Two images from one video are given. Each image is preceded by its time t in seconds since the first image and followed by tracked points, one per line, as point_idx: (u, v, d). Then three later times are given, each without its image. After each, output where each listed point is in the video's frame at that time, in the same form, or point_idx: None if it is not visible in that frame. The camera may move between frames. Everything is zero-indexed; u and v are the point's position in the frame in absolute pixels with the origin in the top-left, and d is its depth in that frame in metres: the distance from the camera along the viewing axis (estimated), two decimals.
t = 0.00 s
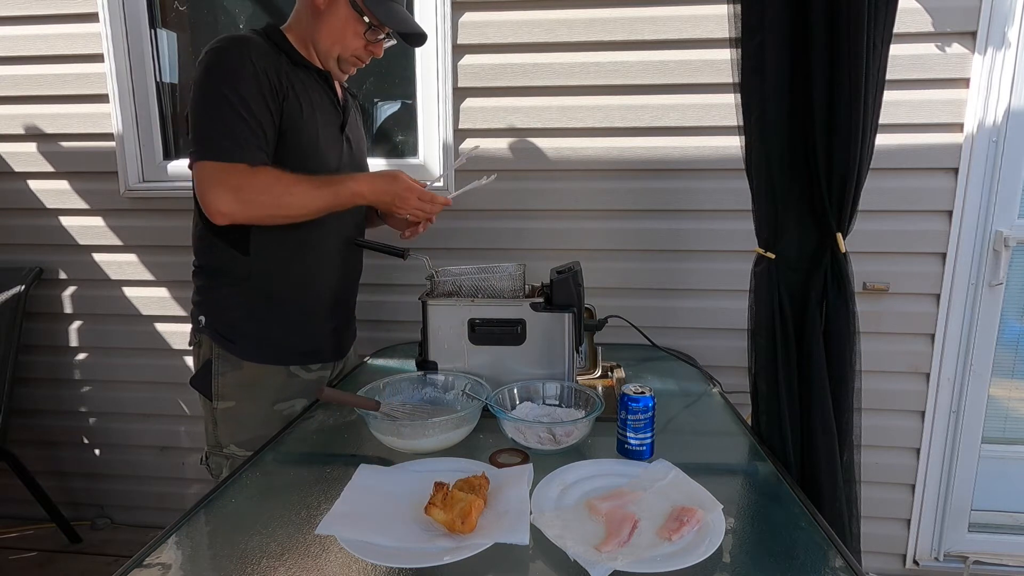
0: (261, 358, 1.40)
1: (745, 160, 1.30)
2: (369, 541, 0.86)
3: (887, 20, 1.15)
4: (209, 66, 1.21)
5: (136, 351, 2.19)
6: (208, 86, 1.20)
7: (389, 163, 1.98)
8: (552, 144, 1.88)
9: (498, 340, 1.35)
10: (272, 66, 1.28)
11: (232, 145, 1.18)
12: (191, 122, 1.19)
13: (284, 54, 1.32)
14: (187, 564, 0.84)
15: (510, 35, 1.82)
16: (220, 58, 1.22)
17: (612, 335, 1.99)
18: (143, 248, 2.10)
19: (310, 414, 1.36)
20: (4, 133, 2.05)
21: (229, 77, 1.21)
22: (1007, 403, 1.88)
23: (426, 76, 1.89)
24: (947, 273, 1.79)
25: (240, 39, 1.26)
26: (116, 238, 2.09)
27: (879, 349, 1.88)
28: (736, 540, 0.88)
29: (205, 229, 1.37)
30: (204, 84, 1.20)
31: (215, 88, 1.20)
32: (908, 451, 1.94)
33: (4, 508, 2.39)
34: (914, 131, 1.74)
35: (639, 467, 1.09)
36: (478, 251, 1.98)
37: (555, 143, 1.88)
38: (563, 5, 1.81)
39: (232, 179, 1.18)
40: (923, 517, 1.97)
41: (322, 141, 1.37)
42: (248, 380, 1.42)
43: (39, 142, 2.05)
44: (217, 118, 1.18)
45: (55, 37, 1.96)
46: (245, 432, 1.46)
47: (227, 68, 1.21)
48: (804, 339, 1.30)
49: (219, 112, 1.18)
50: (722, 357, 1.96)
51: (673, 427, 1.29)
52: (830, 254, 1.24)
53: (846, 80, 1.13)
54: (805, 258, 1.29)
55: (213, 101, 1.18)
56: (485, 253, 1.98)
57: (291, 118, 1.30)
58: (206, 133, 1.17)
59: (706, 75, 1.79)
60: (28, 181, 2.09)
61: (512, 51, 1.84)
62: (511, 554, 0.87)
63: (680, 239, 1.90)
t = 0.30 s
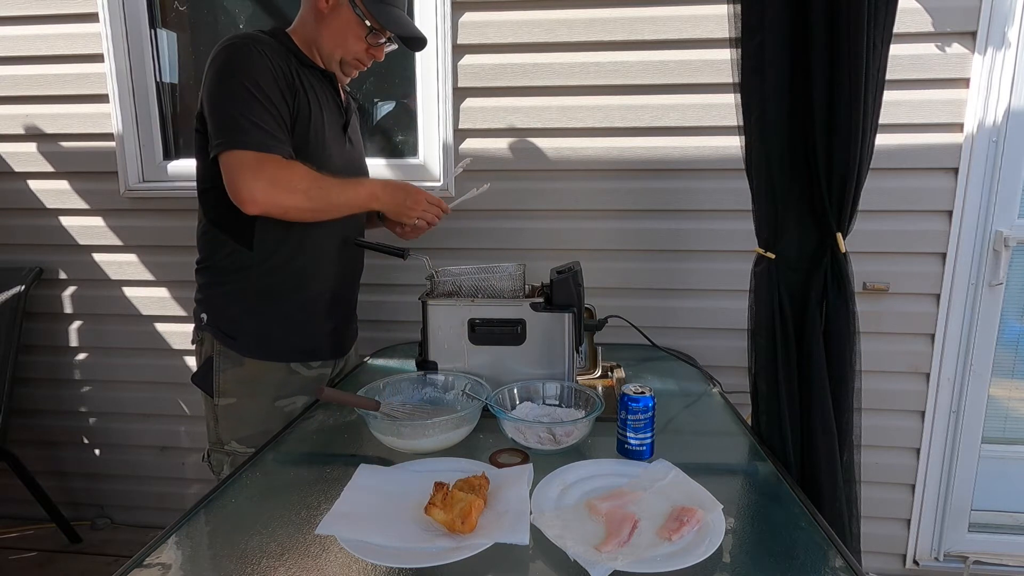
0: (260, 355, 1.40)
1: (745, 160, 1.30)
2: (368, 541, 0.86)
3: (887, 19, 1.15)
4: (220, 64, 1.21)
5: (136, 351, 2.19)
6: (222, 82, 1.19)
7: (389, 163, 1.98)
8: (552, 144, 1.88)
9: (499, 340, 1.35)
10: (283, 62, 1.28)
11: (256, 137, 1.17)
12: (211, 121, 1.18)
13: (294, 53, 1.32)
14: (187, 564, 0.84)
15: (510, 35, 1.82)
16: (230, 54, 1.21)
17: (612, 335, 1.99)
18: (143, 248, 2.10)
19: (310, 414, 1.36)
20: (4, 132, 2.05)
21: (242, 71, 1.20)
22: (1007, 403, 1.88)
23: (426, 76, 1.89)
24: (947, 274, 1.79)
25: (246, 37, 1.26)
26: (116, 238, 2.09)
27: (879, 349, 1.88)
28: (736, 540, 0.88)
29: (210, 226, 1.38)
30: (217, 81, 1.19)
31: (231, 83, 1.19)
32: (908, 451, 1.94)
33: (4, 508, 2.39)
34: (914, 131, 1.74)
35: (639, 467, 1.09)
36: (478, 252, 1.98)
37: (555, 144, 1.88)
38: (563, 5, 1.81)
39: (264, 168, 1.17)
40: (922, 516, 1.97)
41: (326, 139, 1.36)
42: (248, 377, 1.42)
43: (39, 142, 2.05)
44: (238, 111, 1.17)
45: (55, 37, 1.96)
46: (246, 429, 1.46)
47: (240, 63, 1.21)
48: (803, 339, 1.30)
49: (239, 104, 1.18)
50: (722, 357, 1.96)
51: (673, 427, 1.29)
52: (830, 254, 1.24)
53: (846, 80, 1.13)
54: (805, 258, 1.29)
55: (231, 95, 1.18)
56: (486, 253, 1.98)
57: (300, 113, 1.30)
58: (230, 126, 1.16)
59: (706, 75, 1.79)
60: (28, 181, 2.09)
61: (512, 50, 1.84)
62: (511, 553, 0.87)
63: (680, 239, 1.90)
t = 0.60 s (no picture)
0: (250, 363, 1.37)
1: (745, 160, 1.30)
2: (369, 541, 0.86)
3: (887, 19, 1.15)
4: (195, 43, 1.03)
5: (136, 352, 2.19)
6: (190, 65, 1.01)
7: (389, 163, 1.98)
8: (552, 144, 1.88)
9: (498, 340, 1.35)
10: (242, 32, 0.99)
11: (190, 139, 1.00)
12: (156, 109, 1.04)
13: (271, 26, 1.06)
14: (188, 565, 0.84)
15: (510, 35, 1.82)
16: (211, 33, 1.02)
17: (613, 335, 1.99)
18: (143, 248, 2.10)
19: (310, 414, 1.36)
20: (5, 133, 2.05)
21: (209, 51, 0.99)
22: (1007, 403, 1.88)
23: (426, 77, 1.90)
24: (948, 273, 1.79)
25: (231, 15, 1.06)
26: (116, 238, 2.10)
27: (878, 349, 1.89)
28: (736, 540, 0.88)
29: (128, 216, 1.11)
30: (173, 67, 1.03)
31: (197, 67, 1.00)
32: (908, 451, 1.94)
33: (4, 508, 2.39)
34: (914, 131, 1.74)
35: (639, 467, 1.09)
36: (479, 252, 1.98)
37: (556, 143, 1.88)
38: (563, 5, 1.81)
39: (207, 186, 1.05)
40: (923, 516, 1.97)
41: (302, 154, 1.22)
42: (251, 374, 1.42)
43: (39, 142, 2.05)
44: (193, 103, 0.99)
45: (55, 37, 1.96)
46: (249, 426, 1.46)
47: (209, 44, 1.00)
48: (803, 339, 1.30)
49: (193, 95, 0.98)
50: (723, 357, 1.96)
51: (673, 427, 1.29)
52: (830, 254, 1.24)
53: (846, 80, 1.13)
54: (805, 258, 1.29)
55: (187, 84, 1.00)
56: (485, 253, 1.98)
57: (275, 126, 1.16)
58: (183, 127, 1.01)
59: (706, 75, 1.79)
60: (29, 181, 2.09)
61: (511, 50, 1.84)
62: (511, 554, 0.87)
63: (681, 239, 1.90)
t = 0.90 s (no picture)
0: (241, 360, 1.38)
1: (745, 160, 1.30)
2: (368, 541, 0.86)
3: (887, 19, 1.15)
4: (186, 44, 1.03)
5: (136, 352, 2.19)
6: (181, 66, 1.01)
7: (389, 163, 1.98)
8: (552, 144, 1.88)
9: (498, 340, 1.35)
10: (232, 33, 0.99)
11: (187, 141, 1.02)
12: (153, 108, 1.04)
13: (262, 24, 1.05)
14: (188, 565, 0.84)
15: (510, 35, 1.82)
16: (206, 33, 1.01)
17: (613, 335, 1.99)
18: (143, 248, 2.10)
19: (310, 414, 1.36)
20: (5, 133, 2.05)
21: (198, 52, 0.99)
22: (1007, 403, 1.88)
23: (426, 77, 1.89)
24: (948, 274, 1.79)
25: (223, 15, 1.06)
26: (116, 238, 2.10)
27: (878, 349, 1.89)
28: (736, 540, 0.88)
29: (126, 216, 1.11)
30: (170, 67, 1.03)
31: (186, 68, 1.00)
32: (908, 451, 1.94)
33: (4, 508, 2.39)
34: (915, 131, 1.74)
35: (639, 467, 1.09)
36: (479, 252, 1.98)
37: (556, 143, 1.88)
38: (563, 5, 1.81)
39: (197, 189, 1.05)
40: (923, 516, 1.97)
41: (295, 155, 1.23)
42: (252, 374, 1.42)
43: (39, 142, 2.05)
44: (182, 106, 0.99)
45: (55, 37, 1.96)
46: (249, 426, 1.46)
47: (199, 45, 1.00)
48: (803, 339, 1.30)
49: (183, 99, 0.99)
50: (723, 357, 1.96)
51: (673, 427, 1.29)
52: (830, 254, 1.24)
53: (846, 80, 1.13)
54: (805, 258, 1.29)
55: (181, 85, 0.99)
56: (485, 253, 1.98)
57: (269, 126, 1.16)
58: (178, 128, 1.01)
59: (706, 75, 1.79)
60: (29, 181, 2.09)
61: (511, 50, 1.84)
62: (511, 554, 0.87)
63: (680, 239, 1.90)
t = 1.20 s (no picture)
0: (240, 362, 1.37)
1: (745, 160, 1.30)
2: (368, 541, 0.86)
3: (887, 19, 1.15)
4: (178, 45, 1.03)
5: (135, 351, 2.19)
6: (174, 67, 1.01)
7: (389, 163, 1.98)
8: (552, 144, 1.88)
9: (498, 340, 1.35)
10: (224, 33, 0.99)
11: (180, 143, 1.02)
12: (148, 109, 1.04)
13: (255, 23, 1.05)
14: (187, 565, 0.84)
15: (510, 35, 1.82)
16: (199, 35, 1.01)
17: (612, 335, 1.99)
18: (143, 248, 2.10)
19: (311, 414, 1.36)
20: (5, 133, 2.05)
21: (191, 53, 0.99)
22: (1007, 403, 1.88)
23: (426, 77, 1.89)
24: (947, 274, 1.79)
25: (215, 15, 1.06)
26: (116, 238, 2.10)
27: (878, 349, 1.89)
28: (736, 540, 0.88)
29: (122, 217, 1.11)
30: (165, 68, 1.03)
31: (179, 69, 1.00)
32: (908, 451, 1.94)
33: (4, 508, 2.39)
34: (915, 131, 1.74)
35: (639, 467, 1.09)
36: (479, 252, 1.98)
37: (555, 143, 1.88)
38: (563, 5, 1.81)
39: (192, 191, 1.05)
40: (923, 516, 1.97)
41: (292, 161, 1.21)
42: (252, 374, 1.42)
43: (39, 142, 2.05)
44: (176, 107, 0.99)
45: (55, 37, 1.96)
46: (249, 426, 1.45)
47: (191, 46, 1.00)
48: (803, 339, 1.30)
49: (177, 100, 0.98)
50: (723, 357, 1.96)
51: (673, 427, 1.29)
52: (830, 254, 1.24)
53: (846, 80, 1.13)
54: (805, 258, 1.29)
55: (174, 87, 0.99)
56: (485, 253, 1.98)
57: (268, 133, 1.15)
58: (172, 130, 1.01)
59: (706, 75, 1.79)
60: (29, 181, 2.09)
61: (511, 50, 1.84)
62: (511, 554, 0.87)
63: (680, 239, 1.90)
